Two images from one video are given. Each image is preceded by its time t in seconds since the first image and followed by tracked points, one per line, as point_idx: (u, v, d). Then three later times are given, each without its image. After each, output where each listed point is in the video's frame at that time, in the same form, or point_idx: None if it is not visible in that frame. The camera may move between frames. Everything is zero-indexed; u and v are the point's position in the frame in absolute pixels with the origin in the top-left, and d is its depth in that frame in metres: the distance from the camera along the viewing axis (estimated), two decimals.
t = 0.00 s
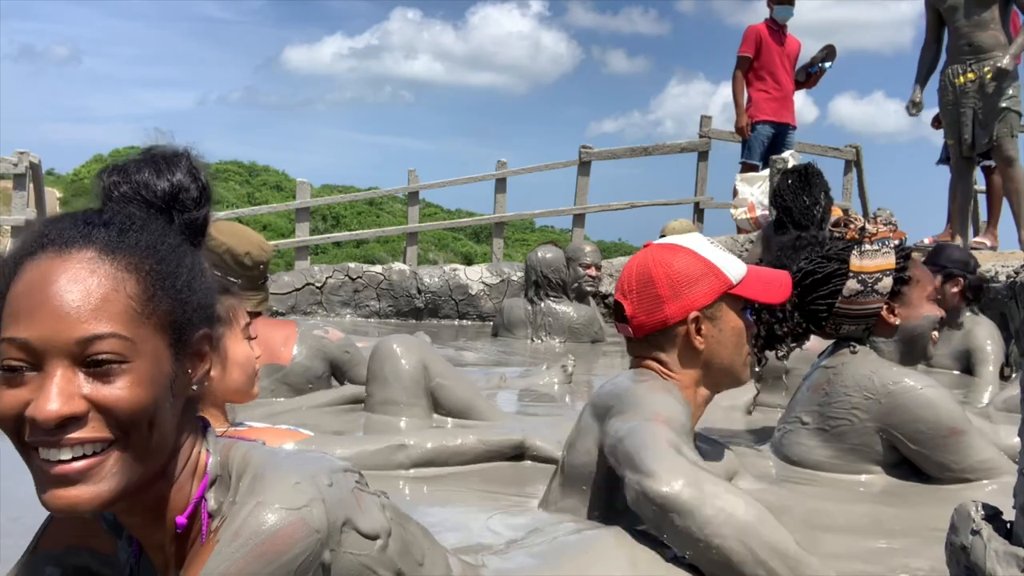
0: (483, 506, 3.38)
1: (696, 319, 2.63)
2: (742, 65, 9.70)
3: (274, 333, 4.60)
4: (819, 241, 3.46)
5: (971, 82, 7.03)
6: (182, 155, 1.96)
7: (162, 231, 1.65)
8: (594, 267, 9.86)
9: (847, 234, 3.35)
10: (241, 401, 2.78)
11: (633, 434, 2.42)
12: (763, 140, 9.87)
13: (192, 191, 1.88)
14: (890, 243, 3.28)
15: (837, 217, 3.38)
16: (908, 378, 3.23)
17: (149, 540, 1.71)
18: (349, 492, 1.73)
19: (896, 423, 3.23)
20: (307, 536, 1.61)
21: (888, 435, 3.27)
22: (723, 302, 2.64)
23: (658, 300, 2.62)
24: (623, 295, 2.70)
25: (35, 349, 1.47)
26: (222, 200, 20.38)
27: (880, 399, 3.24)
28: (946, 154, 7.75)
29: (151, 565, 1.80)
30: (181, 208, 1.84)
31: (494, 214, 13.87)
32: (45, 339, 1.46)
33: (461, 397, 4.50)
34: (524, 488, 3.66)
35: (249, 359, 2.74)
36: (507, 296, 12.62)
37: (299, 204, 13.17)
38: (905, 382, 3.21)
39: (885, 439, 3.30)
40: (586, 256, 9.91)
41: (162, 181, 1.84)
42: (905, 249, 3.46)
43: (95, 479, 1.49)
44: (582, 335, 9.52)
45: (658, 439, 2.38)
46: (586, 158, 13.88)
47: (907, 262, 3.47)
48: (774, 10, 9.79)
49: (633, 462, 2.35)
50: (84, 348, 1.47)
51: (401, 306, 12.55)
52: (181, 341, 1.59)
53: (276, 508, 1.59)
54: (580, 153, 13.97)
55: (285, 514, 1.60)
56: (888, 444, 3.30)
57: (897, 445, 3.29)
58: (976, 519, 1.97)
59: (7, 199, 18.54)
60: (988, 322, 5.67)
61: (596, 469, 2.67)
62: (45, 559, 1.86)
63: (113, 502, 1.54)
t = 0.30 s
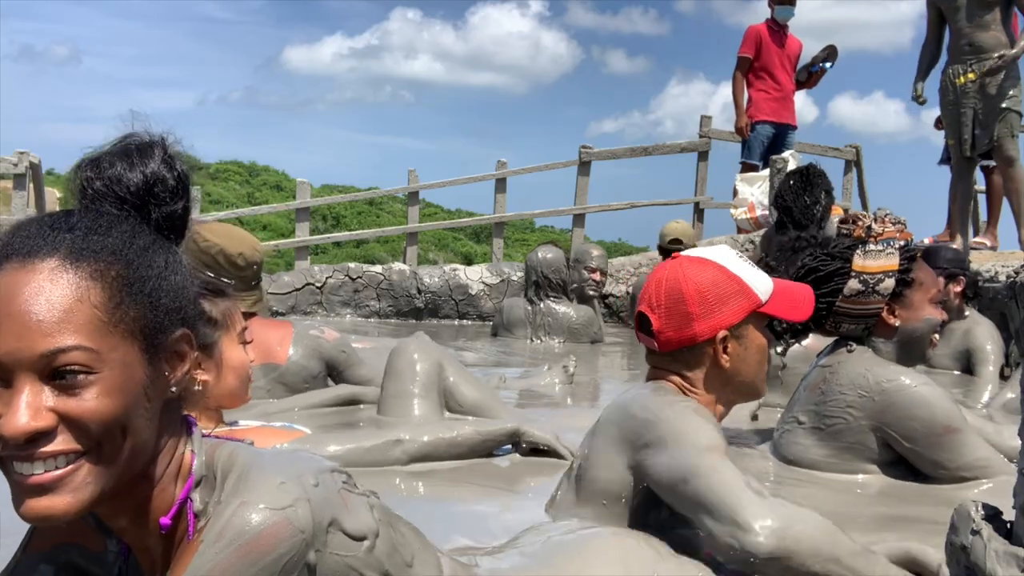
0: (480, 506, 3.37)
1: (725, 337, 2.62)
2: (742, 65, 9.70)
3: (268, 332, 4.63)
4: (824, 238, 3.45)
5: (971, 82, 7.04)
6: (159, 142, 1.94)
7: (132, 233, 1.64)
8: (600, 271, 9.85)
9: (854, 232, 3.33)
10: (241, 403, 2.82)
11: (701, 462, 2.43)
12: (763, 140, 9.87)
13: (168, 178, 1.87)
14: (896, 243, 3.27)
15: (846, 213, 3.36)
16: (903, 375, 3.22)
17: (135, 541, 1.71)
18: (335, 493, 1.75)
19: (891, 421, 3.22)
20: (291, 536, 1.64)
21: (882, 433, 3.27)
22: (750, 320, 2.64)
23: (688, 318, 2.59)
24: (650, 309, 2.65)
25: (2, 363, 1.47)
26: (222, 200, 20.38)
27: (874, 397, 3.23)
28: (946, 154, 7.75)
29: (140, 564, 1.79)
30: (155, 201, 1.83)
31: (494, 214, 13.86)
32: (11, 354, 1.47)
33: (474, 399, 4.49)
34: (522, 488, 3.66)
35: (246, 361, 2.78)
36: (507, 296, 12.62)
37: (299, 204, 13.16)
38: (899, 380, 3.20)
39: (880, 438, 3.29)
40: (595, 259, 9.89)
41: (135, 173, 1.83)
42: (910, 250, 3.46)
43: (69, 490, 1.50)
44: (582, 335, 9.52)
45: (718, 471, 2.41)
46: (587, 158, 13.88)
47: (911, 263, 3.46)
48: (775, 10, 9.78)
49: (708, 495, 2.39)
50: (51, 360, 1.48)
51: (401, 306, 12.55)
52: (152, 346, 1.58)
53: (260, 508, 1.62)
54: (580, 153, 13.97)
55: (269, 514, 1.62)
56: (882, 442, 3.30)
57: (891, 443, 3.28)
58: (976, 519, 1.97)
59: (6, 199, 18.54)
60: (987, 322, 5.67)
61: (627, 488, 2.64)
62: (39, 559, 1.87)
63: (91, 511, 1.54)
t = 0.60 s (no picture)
0: (480, 506, 3.38)
1: (732, 346, 2.60)
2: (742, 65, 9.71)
3: (268, 333, 4.61)
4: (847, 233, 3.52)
5: (972, 82, 7.04)
6: (159, 143, 1.95)
7: (143, 227, 1.64)
8: (605, 275, 9.85)
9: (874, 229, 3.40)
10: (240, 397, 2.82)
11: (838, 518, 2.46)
12: (763, 140, 9.88)
13: (169, 178, 1.88)
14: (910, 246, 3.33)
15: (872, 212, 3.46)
16: (900, 368, 3.22)
17: (139, 536, 1.72)
18: (335, 483, 1.76)
19: (889, 415, 3.23)
20: (291, 524, 1.65)
21: (882, 428, 3.27)
22: (762, 328, 2.62)
23: (694, 324, 2.61)
24: (658, 315, 2.69)
25: (19, 353, 1.48)
26: (222, 199, 20.38)
27: (872, 392, 3.24)
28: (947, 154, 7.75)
29: (143, 562, 1.80)
30: (159, 199, 1.85)
31: (494, 214, 13.86)
32: (29, 345, 1.47)
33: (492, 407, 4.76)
34: (521, 488, 3.66)
35: (243, 359, 2.79)
36: (507, 296, 12.62)
37: (299, 204, 13.17)
38: (896, 373, 3.21)
39: (880, 432, 3.29)
40: (600, 262, 9.90)
41: (139, 172, 1.84)
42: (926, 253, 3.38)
43: (84, 479, 1.51)
44: (580, 335, 9.49)
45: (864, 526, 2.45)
46: (587, 158, 13.88)
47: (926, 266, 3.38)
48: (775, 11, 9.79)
49: (856, 556, 2.44)
50: (68, 350, 1.48)
51: (401, 306, 12.55)
52: (165, 337, 1.59)
53: (260, 497, 1.63)
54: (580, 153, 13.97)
55: (269, 502, 1.64)
56: (883, 437, 3.30)
57: (891, 437, 3.28)
58: (976, 519, 1.97)
59: (7, 198, 18.56)
60: (987, 322, 5.67)
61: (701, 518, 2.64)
62: (46, 556, 1.89)
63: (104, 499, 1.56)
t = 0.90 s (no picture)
0: (480, 505, 3.38)
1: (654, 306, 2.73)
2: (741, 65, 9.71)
3: (267, 333, 4.60)
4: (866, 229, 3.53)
5: (972, 84, 7.04)
6: (178, 134, 1.90)
7: (163, 213, 1.70)
8: (606, 274, 9.84)
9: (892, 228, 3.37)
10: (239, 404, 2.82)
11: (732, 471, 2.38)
12: (762, 140, 9.88)
13: (186, 171, 1.84)
14: (923, 248, 3.30)
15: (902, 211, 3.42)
16: (897, 366, 3.23)
17: (136, 517, 1.77)
18: (331, 475, 1.77)
19: (887, 413, 3.23)
20: (289, 515, 1.65)
21: (880, 427, 3.27)
22: (679, 290, 2.66)
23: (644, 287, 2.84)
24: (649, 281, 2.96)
25: (39, 321, 1.52)
26: (222, 200, 20.39)
27: (868, 390, 3.25)
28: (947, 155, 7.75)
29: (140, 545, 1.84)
30: (177, 188, 1.80)
31: (494, 214, 13.86)
32: (50, 314, 1.52)
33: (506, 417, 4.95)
34: (520, 487, 3.66)
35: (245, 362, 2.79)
36: (506, 296, 12.63)
37: (299, 204, 13.17)
38: (891, 370, 3.22)
39: (878, 431, 3.29)
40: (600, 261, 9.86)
41: (159, 161, 1.80)
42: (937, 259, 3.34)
43: (92, 450, 1.55)
44: (580, 335, 9.48)
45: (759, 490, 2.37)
46: (587, 158, 13.88)
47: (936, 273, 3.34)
48: (776, 11, 9.77)
49: (738, 509, 2.35)
50: (89, 321, 1.53)
51: (401, 306, 12.56)
52: (177, 319, 1.64)
53: (258, 488, 1.63)
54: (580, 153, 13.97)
55: (267, 494, 1.64)
56: (881, 437, 3.30)
57: (889, 436, 3.28)
58: (977, 519, 1.97)
59: (7, 198, 18.56)
60: (986, 323, 5.67)
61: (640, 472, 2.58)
62: (41, 546, 1.89)
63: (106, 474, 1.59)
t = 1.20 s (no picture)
0: (480, 503, 3.37)
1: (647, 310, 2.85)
2: (741, 66, 9.71)
3: (268, 333, 4.60)
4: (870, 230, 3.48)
5: (972, 86, 7.04)
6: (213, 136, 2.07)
7: (193, 198, 1.76)
8: (604, 271, 9.91)
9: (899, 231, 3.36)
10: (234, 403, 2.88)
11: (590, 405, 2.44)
12: (762, 140, 9.88)
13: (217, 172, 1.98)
14: (927, 254, 3.31)
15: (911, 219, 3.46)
16: (894, 368, 3.22)
17: (142, 500, 1.75)
18: (336, 460, 1.76)
19: (885, 417, 3.23)
20: (295, 499, 1.65)
21: (878, 429, 3.27)
22: (662, 290, 2.75)
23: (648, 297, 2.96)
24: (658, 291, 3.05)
25: (63, 281, 1.56)
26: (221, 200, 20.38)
27: (866, 393, 3.25)
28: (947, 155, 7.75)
29: (140, 527, 1.83)
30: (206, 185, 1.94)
31: (494, 214, 13.86)
32: (75, 275, 1.56)
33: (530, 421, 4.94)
34: (520, 487, 3.67)
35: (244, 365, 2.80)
36: (506, 296, 12.63)
37: (299, 205, 13.16)
38: (889, 374, 3.21)
39: (876, 435, 3.30)
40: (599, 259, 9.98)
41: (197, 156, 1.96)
42: (941, 268, 3.35)
43: (101, 413, 1.56)
44: (580, 335, 9.47)
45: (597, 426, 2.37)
46: (586, 158, 13.87)
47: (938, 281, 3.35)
48: (777, 11, 9.76)
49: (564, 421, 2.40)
50: (112, 284, 1.57)
51: (401, 306, 12.56)
52: (196, 299, 1.67)
53: (263, 472, 1.64)
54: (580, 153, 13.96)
55: (273, 478, 1.64)
56: (879, 439, 3.30)
57: (888, 439, 3.28)
58: (977, 519, 1.97)
59: (8, 198, 18.56)
60: (985, 323, 5.67)
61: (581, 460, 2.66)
62: (46, 535, 1.94)
63: (111, 442, 1.59)
